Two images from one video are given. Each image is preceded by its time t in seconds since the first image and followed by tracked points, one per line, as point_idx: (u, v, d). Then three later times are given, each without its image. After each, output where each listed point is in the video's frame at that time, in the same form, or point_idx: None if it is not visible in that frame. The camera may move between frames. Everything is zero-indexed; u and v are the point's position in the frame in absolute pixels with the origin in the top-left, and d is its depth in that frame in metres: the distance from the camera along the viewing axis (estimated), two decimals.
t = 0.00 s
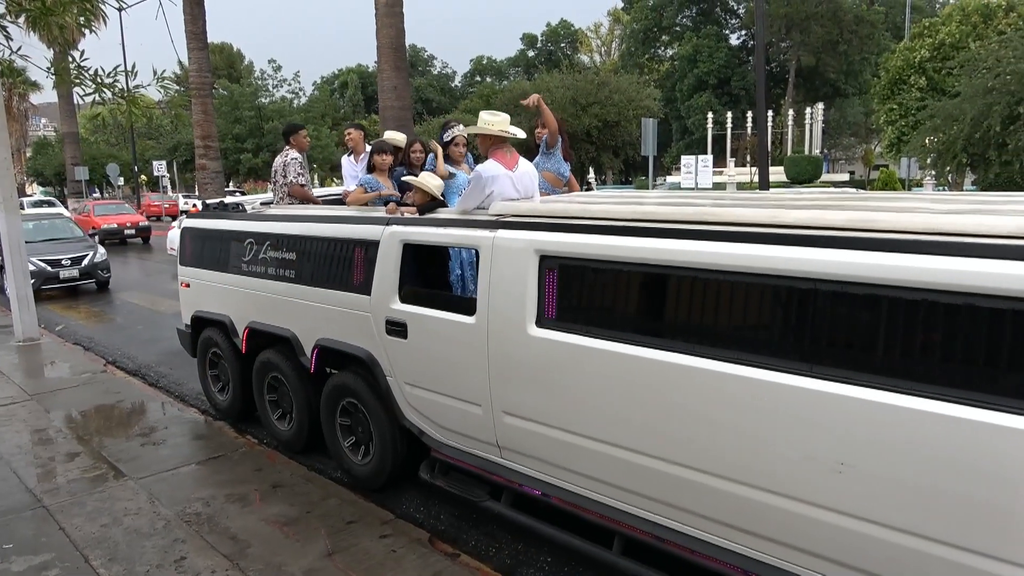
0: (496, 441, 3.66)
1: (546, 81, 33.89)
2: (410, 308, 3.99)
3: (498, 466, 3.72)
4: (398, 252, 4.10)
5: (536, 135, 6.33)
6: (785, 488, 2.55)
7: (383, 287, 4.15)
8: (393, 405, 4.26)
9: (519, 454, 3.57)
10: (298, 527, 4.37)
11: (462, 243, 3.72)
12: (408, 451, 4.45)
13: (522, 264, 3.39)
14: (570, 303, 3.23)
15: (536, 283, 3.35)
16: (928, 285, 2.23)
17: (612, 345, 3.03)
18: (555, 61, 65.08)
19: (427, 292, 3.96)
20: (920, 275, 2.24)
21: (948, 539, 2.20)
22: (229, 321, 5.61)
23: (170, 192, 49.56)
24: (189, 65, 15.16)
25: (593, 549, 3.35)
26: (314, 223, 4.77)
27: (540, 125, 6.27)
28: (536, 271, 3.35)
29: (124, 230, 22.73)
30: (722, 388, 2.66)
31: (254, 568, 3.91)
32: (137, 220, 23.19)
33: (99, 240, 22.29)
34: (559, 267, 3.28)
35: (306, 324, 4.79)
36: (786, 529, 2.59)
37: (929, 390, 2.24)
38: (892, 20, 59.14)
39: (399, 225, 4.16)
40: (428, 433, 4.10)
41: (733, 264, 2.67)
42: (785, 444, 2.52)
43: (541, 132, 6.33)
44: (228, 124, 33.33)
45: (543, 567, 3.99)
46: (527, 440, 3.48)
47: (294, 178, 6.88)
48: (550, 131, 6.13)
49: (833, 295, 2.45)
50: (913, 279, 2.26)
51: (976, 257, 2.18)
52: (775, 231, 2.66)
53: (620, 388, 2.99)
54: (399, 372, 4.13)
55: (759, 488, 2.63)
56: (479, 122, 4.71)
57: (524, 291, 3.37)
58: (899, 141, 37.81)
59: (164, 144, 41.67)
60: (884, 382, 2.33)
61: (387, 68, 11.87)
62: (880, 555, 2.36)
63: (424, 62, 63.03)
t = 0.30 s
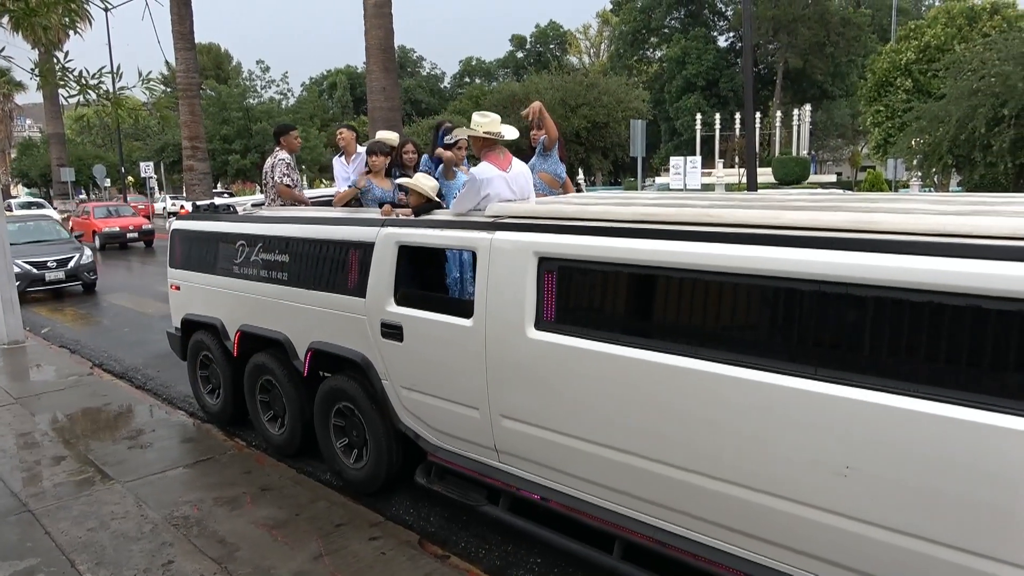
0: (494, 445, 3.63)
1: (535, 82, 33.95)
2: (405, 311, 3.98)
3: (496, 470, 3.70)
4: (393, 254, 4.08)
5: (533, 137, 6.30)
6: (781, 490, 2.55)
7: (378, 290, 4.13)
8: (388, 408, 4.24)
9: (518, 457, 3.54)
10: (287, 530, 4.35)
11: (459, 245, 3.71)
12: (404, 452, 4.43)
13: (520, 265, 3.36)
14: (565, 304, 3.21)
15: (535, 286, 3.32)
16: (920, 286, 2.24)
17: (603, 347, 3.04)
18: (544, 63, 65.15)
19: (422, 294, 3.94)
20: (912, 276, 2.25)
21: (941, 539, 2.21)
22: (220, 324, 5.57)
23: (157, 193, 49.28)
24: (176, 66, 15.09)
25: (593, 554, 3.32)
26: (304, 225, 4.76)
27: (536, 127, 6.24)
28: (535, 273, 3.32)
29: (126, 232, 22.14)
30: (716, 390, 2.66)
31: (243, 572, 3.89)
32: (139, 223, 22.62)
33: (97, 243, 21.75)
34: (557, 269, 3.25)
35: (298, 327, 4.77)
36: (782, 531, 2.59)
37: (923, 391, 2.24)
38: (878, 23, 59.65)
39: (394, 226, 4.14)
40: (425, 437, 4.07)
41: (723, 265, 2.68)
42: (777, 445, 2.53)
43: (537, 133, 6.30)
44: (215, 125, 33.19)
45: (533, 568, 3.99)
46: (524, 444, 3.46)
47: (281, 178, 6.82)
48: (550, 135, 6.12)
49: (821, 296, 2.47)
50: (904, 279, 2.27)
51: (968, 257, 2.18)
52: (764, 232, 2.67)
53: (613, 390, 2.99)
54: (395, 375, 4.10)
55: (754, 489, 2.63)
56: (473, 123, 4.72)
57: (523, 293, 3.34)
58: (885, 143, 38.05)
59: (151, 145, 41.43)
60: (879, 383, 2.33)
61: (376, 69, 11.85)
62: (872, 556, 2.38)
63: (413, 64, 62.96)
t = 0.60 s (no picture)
0: (495, 447, 3.63)
1: (531, 84, 33.98)
2: (405, 313, 3.97)
3: (497, 472, 3.70)
4: (394, 255, 4.08)
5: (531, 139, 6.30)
6: (782, 492, 2.55)
7: (378, 291, 4.13)
8: (388, 410, 4.23)
9: (518, 460, 3.54)
10: (284, 531, 4.34)
11: (459, 246, 3.70)
12: (404, 453, 4.42)
13: (521, 267, 3.36)
14: (566, 306, 3.21)
15: (537, 288, 3.32)
16: (917, 288, 2.24)
17: (601, 348, 3.04)
18: (541, 64, 65.23)
19: (422, 296, 3.94)
20: (910, 278, 2.25)
21: (938, 540, 2.22)
22: (218, 326, 5.56)
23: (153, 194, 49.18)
24: (172, 67, 15.07)
25: (594, 557, 3.32)
26: (301, 226, 4.75)
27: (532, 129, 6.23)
28: (536, 275, 3.31)
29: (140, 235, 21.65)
30: (715, 393, 2.67)
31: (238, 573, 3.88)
32: (154, 225, 22.02)
33: (110, 247, 21.38)
34: (558, 271, 3.25)
35: (297, 328, 4.76)
36: (783, 533, 2.59)
37: (923, 393, 2.25)
38: (873, 25, 59.85)
39: (394, 228, 4.14)
40: (425, 439, 4.07)
41: (720, 267, 2.68)
42: (775, 446, 2.54)
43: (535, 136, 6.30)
44: (211, 126, 33.14)
45: (530, 569, 3.99)
46: (525, 447, 3.45)
47: (280, 181, 6.80)
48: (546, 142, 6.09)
49: (816, 298, 2.48)
50: (900, 281, 2.27)
51: (966, 259, 2.18)
52: (761, 233, 2.67)
53: (612, 393, 3.00)
54: (395, 377, 4.09)
55: (754, 491, 2.64)
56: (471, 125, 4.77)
57: (524, 295, 3.33)
58: (881, 145, 38.12)
59: (147, 146, 41.37)
60: (878, 384, 2.33)
61: (372, 70, 11.85)
62: (870, 556, 2.38)
63: (409, 65, 62.98)
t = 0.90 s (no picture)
0: (496, 450, 3.62)
1: (530, 85, 34.00)
2: (406, 315, 3.96)
3: (498, 475, 3.69)
4: (394, 257, 4.08)
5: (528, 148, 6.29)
6: (785, 494, 2.55)
7: (377, 293, 4.12)
8: (388, 412, 4.23)
9: (520, 463, 3.53)
10: (281, 533, 4.33)
11: (460, 248, 3.70)
12: (403, 455, 4.42)
13: (523, 268, 3.35)
14: (566, 308, 3.20)
15: (537, 290, 3.31)
16: (916, 289, 2.25)
17: (601, 350, 3.04)
18: (540, 65, 65.23)
19: (422, 298, 3.94)
20: (909, 280, 2.26)
21: (938, 541, 2.22)
22: (217, 328, 5.55)
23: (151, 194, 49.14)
24: (171, 68, 15.06)
25: (596, 560, 3.31)
26: (300, 227, 4.75)
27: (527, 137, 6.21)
28: (537, 277, 3.31)
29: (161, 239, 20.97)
30: (715, 394, 2.67)
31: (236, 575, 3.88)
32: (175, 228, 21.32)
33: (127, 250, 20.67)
34: (560, 273, 3.24)
35: (297, 330, 4.75)
36: (786, 535, 2.59)
37: (922, 394, 2.25)
38: (871, 26, 60.05)
39: (394, 229, 4.13)
40: (426, 442, 4.05)
41: (720, 267, 2.68)
42: (776, 447, 2.54)
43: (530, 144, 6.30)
44: (210, 127, 33.11)
45: (528, 570, 3.98)
46: (526, 449, 3.45)
47: (284, 178, 6.78)
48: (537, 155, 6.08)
49: (814, 299, 2.48)
50: (898, 283, 2.28)
51: (964, 260, 2.19)
52: (758, 235, 2.68)
53: (613, 395, 3.00)
54: (395, 379, 4.08)
55: (756, 494, 2.63)
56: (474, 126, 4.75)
57: (525, 297, 3.32)
58: (879, 147, 38.15)
59: (146, 147, 41.32)
60: (878, 386, 2.34)
61: (371, 71, 11.84)
62: (870, 558, 2.39)
63: (408, 66, 63.00)
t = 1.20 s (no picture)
0: (498, 452, 3.62)
1: (529, 86, 34.02)
2: (407, 317, 3.96)
3: (500, 477, 3.68)
4: (395, 258, 4.07)
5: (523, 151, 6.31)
6: (785, 495, 2.55)
7: (378, 294, 4.12)
8: (389, 414, 4.23)
9: (522, 464, 3.52)
10: (281, 533, 4.33)
11: (462, 249, 3.69)
12: (404, 455, 4.41)
13: (525, 269, 3.34)
14: (569, 309, 3.20)
15: (539, 291, 3.31)
16: (914, 289, 2.25)
17: (602, 351, 3.05)
18: (539, 67, 65.31)
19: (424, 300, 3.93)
20: (907, 280, 2.26)
21: (937, 542, 2.23)
22: (217, 329, 5.53)
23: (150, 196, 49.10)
24: (170, 69, 15.05)
25: (597, 561, 3.31)
26: (300, 228, 4.75)
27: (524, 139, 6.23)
28: (540, 278, 3.30)
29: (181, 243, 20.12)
30: (716, 395, 2.67)
31: None
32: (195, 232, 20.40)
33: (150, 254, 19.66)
34: (561, 274, 3.24)
35: (298, 332, 4.74)
36: (788, 536, 2.58)
37: (921, 395, 2.26)
38: (870, 28, 60.19)
39: (395, 230, 4.13)
40: (427, 444, 4.05)
41: (720, 268, 2.68)
42: (775, 447, 2.54)
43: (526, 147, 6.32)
44: (209, 128, 33.12)
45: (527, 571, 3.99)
46: (528, 450, 3.44)
47: (281, 178, 6.76)
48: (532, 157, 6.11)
49: (815, 300, 2.49)
50: (896, 283, 2.28)
51: (961, 260, 2.20)
52: (758, 236, 2.68)
53: (614, 396, 3.00)
54: (396, 381, 4.08)
55: (758, 495, 2.63)
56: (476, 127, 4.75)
57: (528, 298, 3.31)
58: (878, 148, 38.17)
59: (145, 148, 41.31)
60: (877, 387, 2.34)
61: (370, 72, 11.85)
62: (868, 558, 2.39)
63: (407, 67, 63.04)
